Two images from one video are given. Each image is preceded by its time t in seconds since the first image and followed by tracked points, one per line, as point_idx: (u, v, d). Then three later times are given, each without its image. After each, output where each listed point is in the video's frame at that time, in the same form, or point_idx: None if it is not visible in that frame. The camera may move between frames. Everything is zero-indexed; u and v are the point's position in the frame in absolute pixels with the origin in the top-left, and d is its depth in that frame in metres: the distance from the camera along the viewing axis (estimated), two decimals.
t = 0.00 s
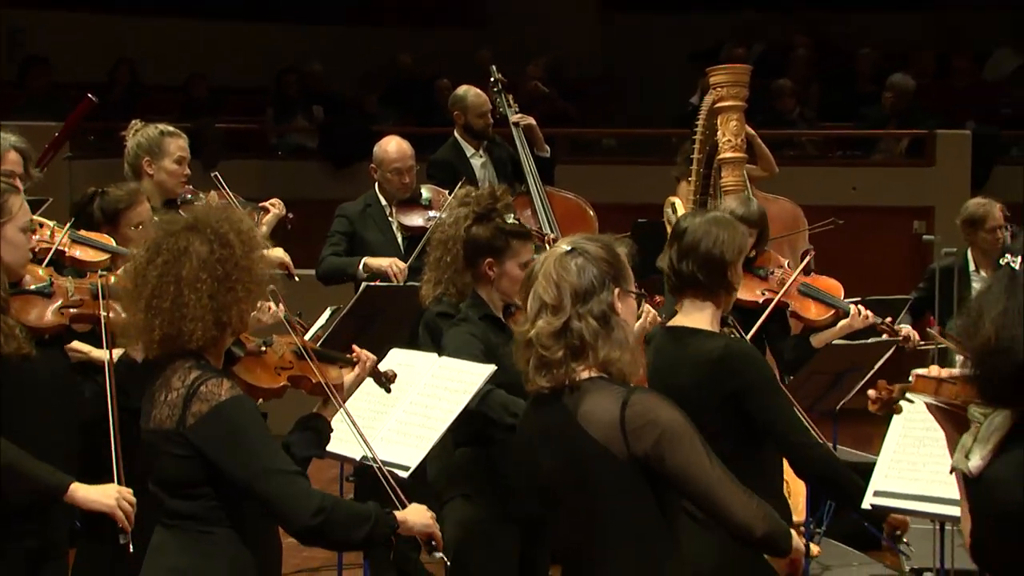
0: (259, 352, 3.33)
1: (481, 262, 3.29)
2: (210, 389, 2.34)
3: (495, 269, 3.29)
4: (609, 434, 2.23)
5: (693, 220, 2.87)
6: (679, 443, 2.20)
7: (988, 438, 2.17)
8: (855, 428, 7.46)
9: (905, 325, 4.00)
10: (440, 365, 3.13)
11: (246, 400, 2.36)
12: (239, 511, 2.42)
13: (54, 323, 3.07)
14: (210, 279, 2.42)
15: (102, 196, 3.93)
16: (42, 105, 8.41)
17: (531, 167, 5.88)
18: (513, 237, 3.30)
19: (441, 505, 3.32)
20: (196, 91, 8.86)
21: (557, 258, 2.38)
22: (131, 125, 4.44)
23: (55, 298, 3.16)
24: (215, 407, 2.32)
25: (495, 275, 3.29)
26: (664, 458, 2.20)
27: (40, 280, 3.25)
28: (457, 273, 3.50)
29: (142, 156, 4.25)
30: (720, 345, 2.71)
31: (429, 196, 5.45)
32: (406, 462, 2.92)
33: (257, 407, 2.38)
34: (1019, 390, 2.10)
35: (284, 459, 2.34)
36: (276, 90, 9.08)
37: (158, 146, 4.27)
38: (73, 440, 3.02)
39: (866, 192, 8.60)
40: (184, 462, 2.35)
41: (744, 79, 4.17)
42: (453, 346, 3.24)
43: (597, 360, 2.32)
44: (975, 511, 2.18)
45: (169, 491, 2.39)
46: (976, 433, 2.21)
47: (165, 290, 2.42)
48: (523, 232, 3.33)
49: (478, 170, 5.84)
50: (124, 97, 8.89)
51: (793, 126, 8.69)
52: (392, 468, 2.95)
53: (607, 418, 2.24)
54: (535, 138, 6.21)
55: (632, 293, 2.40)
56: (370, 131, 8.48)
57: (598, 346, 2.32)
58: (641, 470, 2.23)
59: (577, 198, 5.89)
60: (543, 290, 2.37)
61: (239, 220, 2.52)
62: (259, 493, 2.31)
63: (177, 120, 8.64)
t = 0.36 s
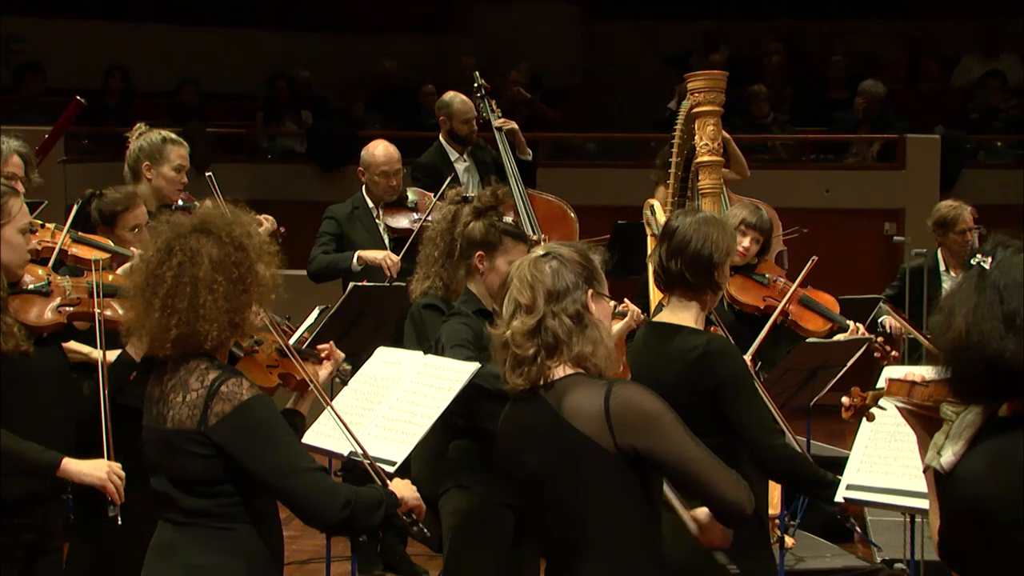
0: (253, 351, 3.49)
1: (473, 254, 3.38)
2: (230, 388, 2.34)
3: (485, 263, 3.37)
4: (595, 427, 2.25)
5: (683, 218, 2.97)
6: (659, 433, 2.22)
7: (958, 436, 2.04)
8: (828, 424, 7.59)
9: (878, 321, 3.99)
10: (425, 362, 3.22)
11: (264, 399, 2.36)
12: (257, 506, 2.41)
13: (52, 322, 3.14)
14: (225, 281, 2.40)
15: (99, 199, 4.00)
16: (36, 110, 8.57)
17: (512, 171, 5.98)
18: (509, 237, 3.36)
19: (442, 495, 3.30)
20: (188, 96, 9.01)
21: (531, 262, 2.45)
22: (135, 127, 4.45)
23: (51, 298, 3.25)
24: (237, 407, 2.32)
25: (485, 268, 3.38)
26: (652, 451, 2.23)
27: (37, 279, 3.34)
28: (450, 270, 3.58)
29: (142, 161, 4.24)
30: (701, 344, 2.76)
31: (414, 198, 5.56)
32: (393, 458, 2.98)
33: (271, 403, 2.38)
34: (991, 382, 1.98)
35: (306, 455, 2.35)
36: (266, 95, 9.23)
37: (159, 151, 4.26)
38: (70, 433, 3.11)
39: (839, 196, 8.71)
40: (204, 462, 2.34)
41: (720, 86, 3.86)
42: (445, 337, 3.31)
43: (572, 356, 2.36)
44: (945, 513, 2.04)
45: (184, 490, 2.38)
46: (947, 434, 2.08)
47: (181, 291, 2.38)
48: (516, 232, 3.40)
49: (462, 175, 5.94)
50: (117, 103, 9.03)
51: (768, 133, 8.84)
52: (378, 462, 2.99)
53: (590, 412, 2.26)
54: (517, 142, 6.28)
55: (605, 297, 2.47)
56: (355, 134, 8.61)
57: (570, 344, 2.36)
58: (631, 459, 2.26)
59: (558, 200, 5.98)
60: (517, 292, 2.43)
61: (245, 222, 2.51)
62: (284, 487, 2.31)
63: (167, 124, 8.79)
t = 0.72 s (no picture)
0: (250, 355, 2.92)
1: (466, 249, 3.41)
2: (246, 387, 2.32)
3: (479, 257, 3.40)
4: (595, 415, 2.36)
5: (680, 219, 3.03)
6: (655, 416, 2.36)
7: (925, 434, 2.04)
8: (799, 419, 7.82)
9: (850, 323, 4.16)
10: (411, 361, 3.27)
11: (278, 398, 2.35)
12: (261, 504, 2.41)
13: (50, 320, 3.25)
14: (237, 283, 2.39)
15: (99, 202, 4.02)
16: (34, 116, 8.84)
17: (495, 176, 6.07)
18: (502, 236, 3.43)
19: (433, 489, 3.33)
20: (181, 102, 9.21)
21: (516, 265, 2.53)
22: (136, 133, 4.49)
23: (49, 295, 3.34)
24: (254, 408, 2.30)
25: (479, 263, 3.41)
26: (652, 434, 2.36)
27: (36, 278, 3.43)
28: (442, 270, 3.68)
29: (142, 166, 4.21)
30: (673, 337, 2.85)
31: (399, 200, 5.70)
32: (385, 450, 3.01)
33: (283, 400, 2.38)
34: (957, 378, 1.98)
35: (317, 449, 2.35)
36: (257, 100, 9.44)
37: (160, 157, 4.23)
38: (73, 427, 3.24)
39: (814, 199, 9.17)
40: (221, 460, 2.32)
41: (700, 93, 3.86)
42: (441, 331, 3.32)
43: (561, 352, 2.44)
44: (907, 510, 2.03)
45: (197, 487, 2.35)
46: (914, 432, 2.08)
47: (194, 290, 2.36)
48: (509, 233, 3.46)
49: (447, 179, 6.04)
50: (111, 108, 9.19)
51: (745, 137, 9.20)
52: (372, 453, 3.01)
53: (589, 404, 2.36)
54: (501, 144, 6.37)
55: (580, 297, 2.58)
56: (343, 138, 8.82)
57: (562, 339, 2.44)
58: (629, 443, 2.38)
59: (541, 203, 6.07)
60: (503, 295, 2.51)
61: (247, 225, 2.50)
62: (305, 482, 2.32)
63: (161, 128, 9.04)
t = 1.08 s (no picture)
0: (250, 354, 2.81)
1: (464, 250, 3.48)
2: (249, 382, 2.42)
3: (475, 259, 3.48)
4: (585, 404, 2.47)
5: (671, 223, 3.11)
6: (639, 402, 2.49)
7: (884, 426, 2.16)
8: (780, 415, 7.96)
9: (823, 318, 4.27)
10: (398, 358, 3.36)
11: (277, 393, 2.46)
12: (257, 498, 2.50)
13: (48, 319, 3.28)
14: (237, 283, 2.48)
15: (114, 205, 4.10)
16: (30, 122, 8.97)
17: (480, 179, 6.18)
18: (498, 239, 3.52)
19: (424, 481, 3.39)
20: (173, 108, 9.37)
21: (510, 263, 2.63)
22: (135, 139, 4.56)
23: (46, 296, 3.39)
24: (259, 404, 2.40)
25: (475, 264, 3.48)
26: (639, 415, 2.50)
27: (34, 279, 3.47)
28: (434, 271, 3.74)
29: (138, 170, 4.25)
30: (646, 326, 2.97)
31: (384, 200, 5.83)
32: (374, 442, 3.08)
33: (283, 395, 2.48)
34: (914, 370, 2.11)
35: (321, 441, 2.45)
36: (247, 104, 9.58)
37: (157, 162, 4.28)
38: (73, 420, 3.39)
39: (791, 202, 9.22)
40: (225, 456, 2.41)
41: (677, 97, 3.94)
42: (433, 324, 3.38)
43: (552, 347, 2.54)
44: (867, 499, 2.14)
45: (200, 482, 2.44)
46: (874, 426, 2.20)
47: (196, 288, 2.45)
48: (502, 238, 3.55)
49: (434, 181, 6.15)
50: (105, 113, 9.34)
51: (722, 141, 9.39)
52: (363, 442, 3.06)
53: (576, 396, 2.47)
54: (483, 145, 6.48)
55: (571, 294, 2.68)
56: (333, 142, 9.01)
57: (553, 334, 2.54)
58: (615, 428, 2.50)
59: (520, 203, 6.18)
60: (497, 292, 2.60)
61: (243, 227, 2.59)
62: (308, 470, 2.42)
63: (154, 132, 9.17)
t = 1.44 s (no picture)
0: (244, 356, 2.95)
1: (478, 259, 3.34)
2: (235, 381, 2.50)
3: (488, 268, 3.34)
4: (564, 399, 2.53)
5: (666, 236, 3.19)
6: (622, 395, 2.52)
7: (849, 418, 2.28)
8: (761, 413, 8.09)
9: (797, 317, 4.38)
10: (386, 356, 3.43)
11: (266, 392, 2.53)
12: (247, 495, 2.58)
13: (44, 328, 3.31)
14: (231, 286, 2.55)
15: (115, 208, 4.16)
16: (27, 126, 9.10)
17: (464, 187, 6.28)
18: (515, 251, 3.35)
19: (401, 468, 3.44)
20: (167, 113, 9.51)
21: (529, 256, 2.69)
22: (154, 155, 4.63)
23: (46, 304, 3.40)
24: (244, 402, 2.48)
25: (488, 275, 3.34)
26: (617, 404, 2.52)
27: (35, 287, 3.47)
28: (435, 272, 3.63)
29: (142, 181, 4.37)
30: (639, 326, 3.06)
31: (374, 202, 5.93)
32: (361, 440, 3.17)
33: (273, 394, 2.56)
34: (875, 364, 2.21)
35: (305, 439, 2.52)
36: (240, 110, 9.71)
37: (160, 176, 4.40)
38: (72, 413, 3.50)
39: (769, 202, 9.39)
40: (212, 453, 2.49)
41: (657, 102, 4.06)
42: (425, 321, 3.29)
43: (554, 340, 2.61)
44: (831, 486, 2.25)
45: (187, 478, 2.52)
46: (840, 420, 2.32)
47: (189, 290, 2.53)
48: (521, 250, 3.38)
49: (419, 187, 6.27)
50: (100, 119, 9.46)
51: (701, 146, 9.54)
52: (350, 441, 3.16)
53: (559, 390, 2.54)
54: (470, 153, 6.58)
55: (596, 293, 2.71)
56: (324, 147, 9.15)
57: (555, 329, 2.61)
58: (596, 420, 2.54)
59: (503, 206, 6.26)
60: (512, 282, 2.67)
61: (242, 231, 2.66)
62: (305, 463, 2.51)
63: (149, 138, 9.30)
